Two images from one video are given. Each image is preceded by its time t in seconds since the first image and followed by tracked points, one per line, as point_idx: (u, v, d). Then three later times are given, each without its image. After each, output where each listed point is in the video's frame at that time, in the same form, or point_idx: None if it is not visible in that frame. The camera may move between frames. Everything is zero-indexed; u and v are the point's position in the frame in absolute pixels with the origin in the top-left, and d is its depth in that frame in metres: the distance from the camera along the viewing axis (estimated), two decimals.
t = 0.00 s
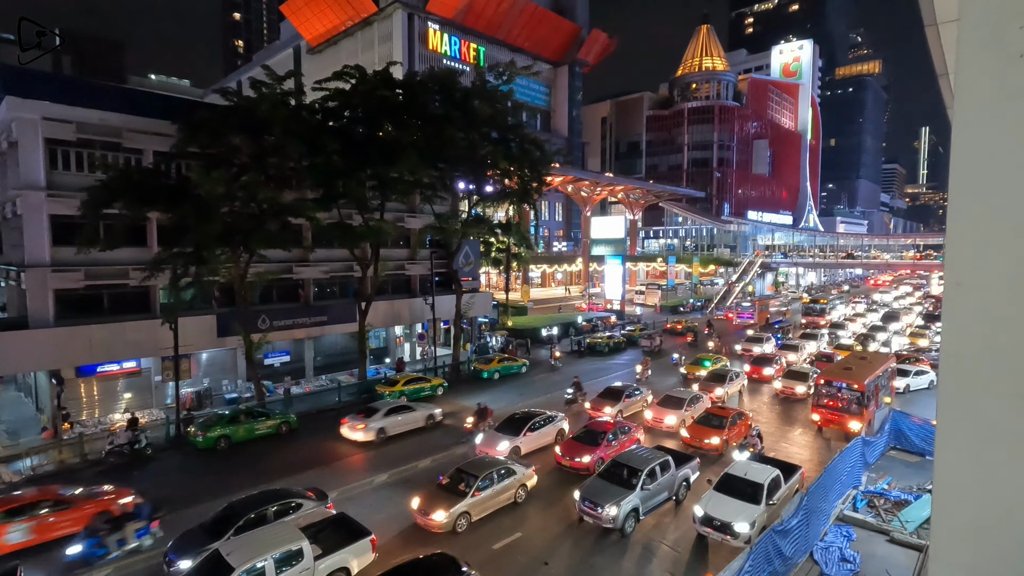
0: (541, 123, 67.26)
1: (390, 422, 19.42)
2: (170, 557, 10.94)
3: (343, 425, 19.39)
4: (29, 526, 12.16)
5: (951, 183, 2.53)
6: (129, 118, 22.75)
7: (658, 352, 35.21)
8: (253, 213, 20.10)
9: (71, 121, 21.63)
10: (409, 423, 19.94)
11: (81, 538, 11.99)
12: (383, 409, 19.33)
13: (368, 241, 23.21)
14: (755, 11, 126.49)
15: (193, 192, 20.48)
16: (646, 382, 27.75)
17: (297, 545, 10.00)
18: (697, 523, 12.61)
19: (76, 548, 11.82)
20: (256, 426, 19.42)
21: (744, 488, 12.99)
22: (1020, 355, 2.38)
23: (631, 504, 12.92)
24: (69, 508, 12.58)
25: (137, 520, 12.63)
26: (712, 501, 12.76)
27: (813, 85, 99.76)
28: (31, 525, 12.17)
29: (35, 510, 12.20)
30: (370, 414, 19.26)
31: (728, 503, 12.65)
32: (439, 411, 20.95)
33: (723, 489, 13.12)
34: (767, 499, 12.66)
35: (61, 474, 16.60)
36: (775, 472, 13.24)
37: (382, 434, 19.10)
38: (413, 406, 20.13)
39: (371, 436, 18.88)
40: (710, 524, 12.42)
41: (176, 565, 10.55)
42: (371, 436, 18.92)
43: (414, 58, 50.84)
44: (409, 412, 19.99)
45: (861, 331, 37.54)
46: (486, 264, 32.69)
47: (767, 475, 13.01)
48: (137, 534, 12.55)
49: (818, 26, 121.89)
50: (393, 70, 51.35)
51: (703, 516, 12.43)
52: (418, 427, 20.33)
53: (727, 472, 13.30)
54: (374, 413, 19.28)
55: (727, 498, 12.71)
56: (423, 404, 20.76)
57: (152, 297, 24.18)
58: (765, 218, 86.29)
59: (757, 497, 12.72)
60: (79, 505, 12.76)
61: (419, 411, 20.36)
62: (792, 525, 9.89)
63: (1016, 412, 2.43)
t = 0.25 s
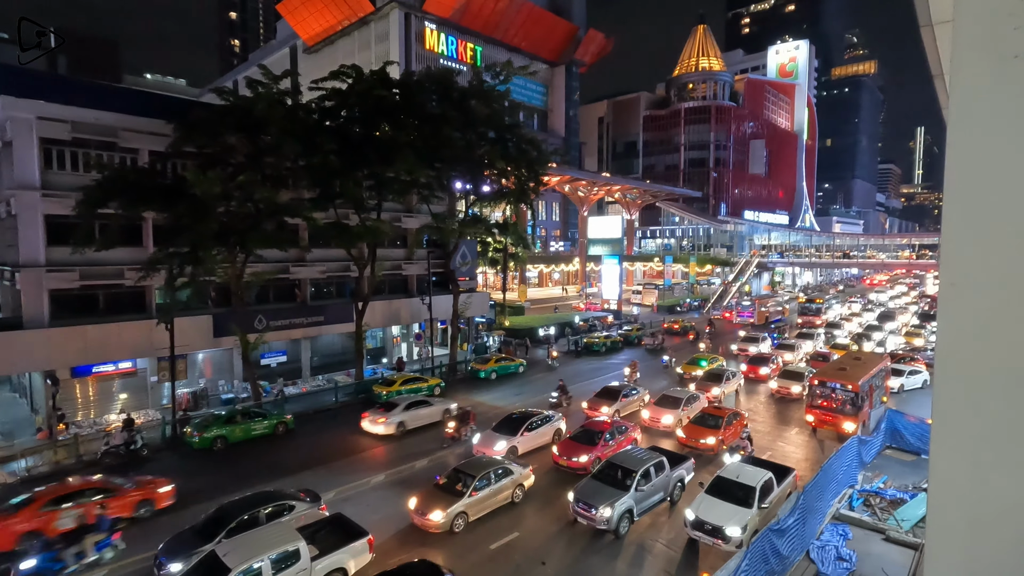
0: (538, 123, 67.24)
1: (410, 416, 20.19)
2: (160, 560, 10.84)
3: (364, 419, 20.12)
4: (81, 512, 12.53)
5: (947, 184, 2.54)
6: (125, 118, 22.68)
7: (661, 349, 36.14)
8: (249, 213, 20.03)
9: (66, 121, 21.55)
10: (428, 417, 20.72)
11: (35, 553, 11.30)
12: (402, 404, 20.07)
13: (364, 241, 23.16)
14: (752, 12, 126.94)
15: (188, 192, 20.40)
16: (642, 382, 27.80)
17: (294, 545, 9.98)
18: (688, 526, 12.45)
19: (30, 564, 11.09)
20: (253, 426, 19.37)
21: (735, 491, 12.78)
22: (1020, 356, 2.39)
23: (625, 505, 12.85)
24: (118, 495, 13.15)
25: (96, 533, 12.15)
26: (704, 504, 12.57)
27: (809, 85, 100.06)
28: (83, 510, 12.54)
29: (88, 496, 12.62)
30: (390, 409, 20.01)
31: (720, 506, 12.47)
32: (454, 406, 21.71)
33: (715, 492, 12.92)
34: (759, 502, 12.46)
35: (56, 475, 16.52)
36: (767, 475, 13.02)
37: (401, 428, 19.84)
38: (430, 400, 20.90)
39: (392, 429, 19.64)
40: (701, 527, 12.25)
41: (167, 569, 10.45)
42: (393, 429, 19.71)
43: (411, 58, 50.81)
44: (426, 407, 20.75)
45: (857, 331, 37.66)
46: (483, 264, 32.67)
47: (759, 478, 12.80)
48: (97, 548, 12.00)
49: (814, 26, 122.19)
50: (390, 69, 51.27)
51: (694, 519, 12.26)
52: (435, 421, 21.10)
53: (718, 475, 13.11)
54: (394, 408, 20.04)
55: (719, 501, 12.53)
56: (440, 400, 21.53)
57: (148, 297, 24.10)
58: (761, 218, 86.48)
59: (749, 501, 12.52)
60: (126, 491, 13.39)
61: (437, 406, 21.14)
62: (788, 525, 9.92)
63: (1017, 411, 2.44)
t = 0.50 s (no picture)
0: (535, 123, 67.22)
1: (432, 409, 21.13)
2: (148, 564, 10.73)
3: (388, 411, 21.02)
4: (135, 497, 13.56)
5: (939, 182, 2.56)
6: (120, 117, 22.59)
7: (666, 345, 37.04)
8: (244, 212, 19.93)
9: (60, 120, 21.44)
10: (448, 410, 21.66)
11: None
12: (425, 397, 20.99)
13: (361, 241, 23.10)
14: (748, 12, 127.46)
15: (183, 192, 20.31)
16: (638, 382, 27.85)
17: (290, 546, 9.95)
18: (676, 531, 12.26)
19: None
20: (249, 426, 19.31)
21: (725, 495, 12.56)
22: (1015, 355, 2.40)
23: (618, 507, 12.75)
24: (164, 483, 14.02)
25: (42, 548, 11.00)
26: (693, 509, 12.34)
27: (805, 86, 100.42)
28: (135, 496, 13.56)
29: (139, 484, 13.61)
30: (413, 402, 20.92)
31: (710, 511, 12.24)
32: (472, 400, 22.63)
33: (704, 497, 12.68)
34: (749, 507, 12.24)
35: (50, 476, 16.42)
36: (758, 479, 12.76)
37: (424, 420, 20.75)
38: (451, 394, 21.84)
39: (415, 421, 20.56)
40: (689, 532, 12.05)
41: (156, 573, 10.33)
42: (416, 421, 20.63)
43: (408, 57, 50.75)
44: (447, 400, 21.69)
45: (852, 330, 37.81)
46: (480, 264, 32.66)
47: (750, 482, 12.56)
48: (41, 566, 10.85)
49: (809, 27, 122.66)
50: (386, 69, 51.18)
51: (682, 525, 12.06)
52: (455, 413, 22.05)
53: (708, 479, 12.87)
54: (417, 401, 20.96)
55: (709, 506, 12.31)
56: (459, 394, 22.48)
57: (143, 297, 23.99)
58: (757, 217, 86.70)
59: (739, 505, 12.29)
60: (172, 480, 14.23)
61: (457, 399, 22.09)
62: (783, 524, 9.96)
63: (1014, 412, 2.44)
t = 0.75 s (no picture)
0: (532, 123, 67.17)
1: (452, 402, 21.96)
2: (137, 567, 10.67)
3: (410, 405, 21.83)
4: (181, 483, 14.47)
5: (937, 184, 2.68)
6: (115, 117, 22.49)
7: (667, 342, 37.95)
8: (241, 212, 19.88)
9: (54, 120, 21.33)
10: (467, 404, 22.47)
11: None
12: (445, 391, 21.81)
13: (358, 241, 23.07)
14: (744, 12, 127.71)
15: (179, 192, 20.24)
16: (635, 381, 27.89)
17: (287, 547, 9.92)
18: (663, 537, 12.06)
19: None
20: (245, 427, 19.24)
21: (715, 500, 12.36)
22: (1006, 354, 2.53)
23: (611, 509, 12.67)
24: (207, 470, 14.85)
25: None
26: (682, 514, 12.16)
27: (800, 86, 100.68)
28: (183, 482, 14.49)
29: (185, 471, 14.52)
30: (434, 396, 21.74)
31: (699, 516, 12.05)
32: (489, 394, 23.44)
33: (693, 502, 12.48)
34: (739, 512, 12.03)
35: (45, 478, 16.33)
36: (748, 483, 12.57)
37: (444, 413, 21.56)
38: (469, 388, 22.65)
39: (436, 414, 21.37)
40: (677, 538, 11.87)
41: None
42: (437, 414, 21.43)
43: (404, 57, 50.63)
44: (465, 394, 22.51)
45: (848, 329, 37.90)
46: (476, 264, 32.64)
47: (739, 487, 12.35)
48: None
49: (805, 27, 122.96)
50: (383, 68, 51.04)
51: (671, 530, 11.85)
52: (473, 407, 22.87)
53: (697, 484, 12.68)
54: (438, 395, 21.78)
55: (698, 511, 12.13)
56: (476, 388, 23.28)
57: (139, 297, 23.89)
58: (753, 217, 86.90)
59: (728, 510, 12.10)
60: (215, 467, 15.03)
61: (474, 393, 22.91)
62: (780, 523, 10.00)
63: (1014, 404, 2.57)
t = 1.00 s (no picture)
0: (529, 122, 67.16)
1: (470, 396, 22.73)
2: (125, 570, 10.60)
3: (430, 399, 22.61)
4: (223, 471, 15.17)
5: (933, 183, 2.70)
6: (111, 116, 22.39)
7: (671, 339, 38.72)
8: (237, 212, 19.81)
9: (50, 119, 21.24)
10: (485, 397, 23.24)
11: None
12: (463, 385, 22.57)
13: (354, 241, 23.02)
14: (740, 13, 128.09)
15: (175, 191, 20.17)
16: (632, 381, 27.91)
17: (283, 547, 9.89)
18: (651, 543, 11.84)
19: None
20: (242, 427, 19.18)
21: (704, 505, 12.13)
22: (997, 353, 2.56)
23: (603, 511, 12.64)
24: (247, 459, 15.56)
25: None
26: (670, 520, 11.93)
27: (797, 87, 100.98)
28: (224, 470, 15.18)
29: (225, 459, 15.20)
30: (453, 390, 22.52)
31: (687, 522, 11.81)
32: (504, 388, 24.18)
33: (681, 508, 12.29)
34: (728, 518, 11.79)
35: (40, 479, 16.25)
36: (738, 488, 12.32)
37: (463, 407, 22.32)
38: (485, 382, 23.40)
39: (456, 407, 22.14)
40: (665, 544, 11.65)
41: None
42: (457, 407, 22.21)
43: (401, 57, 50.57)
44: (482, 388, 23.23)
45: (844, 329, 38.02)
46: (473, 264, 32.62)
47: (729, 492, 12.09)
48: None
49: (801, 28, 123.34)
50: (380, 68, 50.96)
51: (658, 536, 11.63)
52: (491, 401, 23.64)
53: (686, 489, 12.46)
54: (456, 389, 22.54)
55: (686, 517, 11.90)
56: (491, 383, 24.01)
57: (134, 297, 23.78)
58: (750, 217, 87.11)
59: (717, 515, 11.87)
60: (253, 456, 15.71)
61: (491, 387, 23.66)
62: (778, 521, 10.08)
63: (1011, 403, 2.58)
